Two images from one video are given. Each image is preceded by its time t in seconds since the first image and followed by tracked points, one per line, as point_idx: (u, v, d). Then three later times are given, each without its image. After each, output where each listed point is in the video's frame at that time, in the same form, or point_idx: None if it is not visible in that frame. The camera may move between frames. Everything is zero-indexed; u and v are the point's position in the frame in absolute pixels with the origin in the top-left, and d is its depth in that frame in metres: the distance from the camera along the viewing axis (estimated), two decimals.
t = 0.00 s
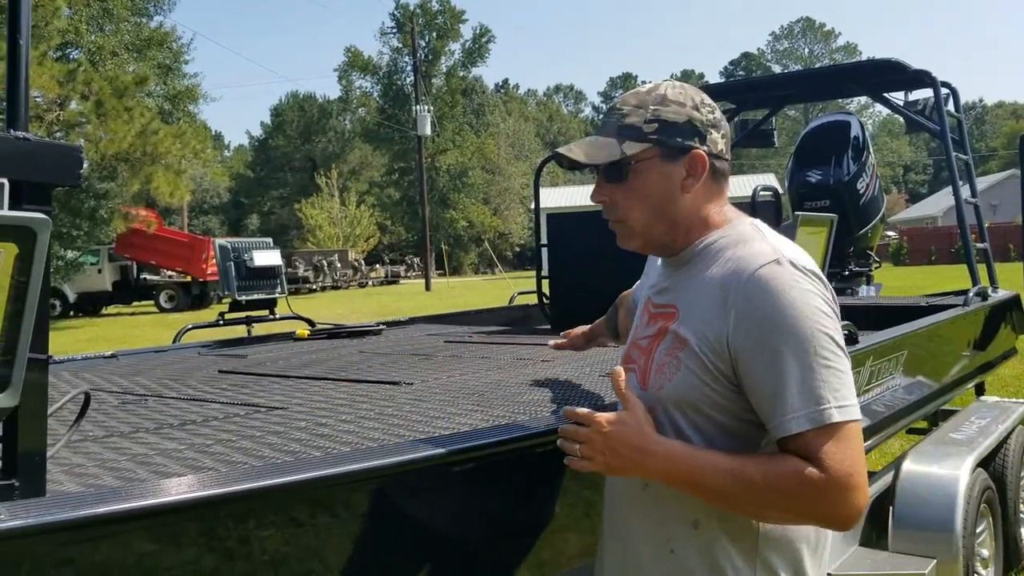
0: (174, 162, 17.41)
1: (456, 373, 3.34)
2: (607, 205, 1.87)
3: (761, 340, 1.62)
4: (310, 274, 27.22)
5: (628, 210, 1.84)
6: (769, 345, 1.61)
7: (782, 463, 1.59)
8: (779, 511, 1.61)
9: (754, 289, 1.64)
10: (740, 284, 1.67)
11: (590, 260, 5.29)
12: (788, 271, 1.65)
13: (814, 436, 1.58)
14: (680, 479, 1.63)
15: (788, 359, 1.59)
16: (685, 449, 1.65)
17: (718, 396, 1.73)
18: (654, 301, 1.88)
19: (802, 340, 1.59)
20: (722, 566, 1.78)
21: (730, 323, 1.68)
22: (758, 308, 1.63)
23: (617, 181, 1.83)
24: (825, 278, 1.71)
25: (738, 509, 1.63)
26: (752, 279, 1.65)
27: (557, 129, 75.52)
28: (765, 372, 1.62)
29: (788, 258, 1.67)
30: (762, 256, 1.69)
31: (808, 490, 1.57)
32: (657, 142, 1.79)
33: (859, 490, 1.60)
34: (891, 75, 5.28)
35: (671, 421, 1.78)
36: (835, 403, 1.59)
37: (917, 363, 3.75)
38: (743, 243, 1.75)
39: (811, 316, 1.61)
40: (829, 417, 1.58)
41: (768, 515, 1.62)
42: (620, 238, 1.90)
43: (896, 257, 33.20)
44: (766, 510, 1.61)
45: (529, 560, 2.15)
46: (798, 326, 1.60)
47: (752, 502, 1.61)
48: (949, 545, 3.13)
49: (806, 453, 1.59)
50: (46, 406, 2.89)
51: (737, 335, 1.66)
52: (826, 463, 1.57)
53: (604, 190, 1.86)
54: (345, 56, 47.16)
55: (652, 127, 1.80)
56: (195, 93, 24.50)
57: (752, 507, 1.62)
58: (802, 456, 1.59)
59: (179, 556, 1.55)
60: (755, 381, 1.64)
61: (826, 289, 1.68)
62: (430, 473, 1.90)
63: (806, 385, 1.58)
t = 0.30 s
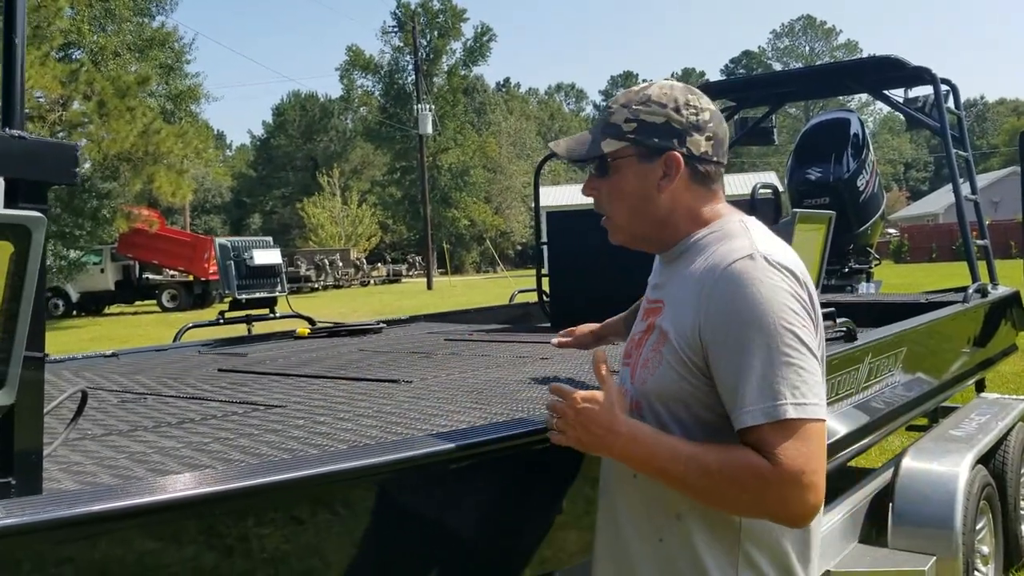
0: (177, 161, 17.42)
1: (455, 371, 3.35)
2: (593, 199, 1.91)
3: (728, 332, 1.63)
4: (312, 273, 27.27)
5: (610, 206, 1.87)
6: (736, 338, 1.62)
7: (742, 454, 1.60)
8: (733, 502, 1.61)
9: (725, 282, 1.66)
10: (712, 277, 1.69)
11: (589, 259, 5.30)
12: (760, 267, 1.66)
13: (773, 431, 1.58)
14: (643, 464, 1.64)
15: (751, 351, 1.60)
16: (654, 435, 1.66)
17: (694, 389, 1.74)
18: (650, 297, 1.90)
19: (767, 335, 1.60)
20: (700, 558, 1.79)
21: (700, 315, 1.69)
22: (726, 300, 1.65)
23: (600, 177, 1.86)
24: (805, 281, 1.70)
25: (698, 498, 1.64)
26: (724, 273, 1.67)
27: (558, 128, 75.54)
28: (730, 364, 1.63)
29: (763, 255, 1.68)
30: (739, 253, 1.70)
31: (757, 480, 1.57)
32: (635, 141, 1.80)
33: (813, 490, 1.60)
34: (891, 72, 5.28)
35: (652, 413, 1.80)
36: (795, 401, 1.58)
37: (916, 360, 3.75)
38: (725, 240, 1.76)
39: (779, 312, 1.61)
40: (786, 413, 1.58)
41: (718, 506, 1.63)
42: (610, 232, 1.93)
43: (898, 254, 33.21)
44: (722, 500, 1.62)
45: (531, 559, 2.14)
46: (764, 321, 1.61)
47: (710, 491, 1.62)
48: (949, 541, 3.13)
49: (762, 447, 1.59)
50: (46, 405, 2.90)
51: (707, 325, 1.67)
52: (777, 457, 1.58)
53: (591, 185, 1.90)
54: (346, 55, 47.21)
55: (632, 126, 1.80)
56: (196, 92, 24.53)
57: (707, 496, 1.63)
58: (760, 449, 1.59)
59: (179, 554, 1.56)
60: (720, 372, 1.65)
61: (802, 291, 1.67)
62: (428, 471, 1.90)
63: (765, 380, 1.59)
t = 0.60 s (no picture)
0: (180, 160, 17.43)
1: (457, 369, 3.35)
2: (622, 185, 1.87)
3: (746, 319, 1.63)
4: (315, 271, 27.29)
5: (641, 196, 1.84)
6: (753, 324, 1.62)
7: (763, 437, 1.60)
8: (758, 488, 1.61)
9: (741, 269, 1.66)
10: (726, 266, 1.69)
11: (590, 257, 5.30)
12: (776, 252, 1.66)
13: (796, 414, 1.59)
14: (662, 455, 1.63)
15: (770, 337, 1.60)
16: (669, 426, 1.64)
17: (708, 378, 1.74)
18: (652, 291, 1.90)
19: (785, 321, 1.60)
20: (717, 547, 1.79)
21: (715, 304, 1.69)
22: (743, 288, 1.64)
23: (638, 164, 1.82)
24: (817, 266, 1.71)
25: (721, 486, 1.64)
26: (739, 260, 1.67)
27: (560, 127, 75.59)
28: (747, 352, 1.63)
29: (775, 240, 1.69)
30: (750, 241, 1.70)
31: (783, 463, 1.57)
32: (680, 133, 1.80)
33: (838, 468, 1.61)
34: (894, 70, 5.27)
35: (662, 404, 1.80)
36: (814, 382, 1.59)
37: (918, 358, 3.74)
38: (734, 229, 1.77)
39: (797, 297, 1.62)
40: (808, 396, 1.58)
41: (745, 493, 1.62)
42: (624, 222, 1.90)
43: (900, 252, 33.19)
44: (745, 486, 1.62)
45: (531, 555, 2.13)
46: (782, 306, 1.61)
47: (732, 478, 1.62)
48: (951, 539, 3.13)
49: (784, 431, 1.60)
50: (47, 402, 2.90)
51: (723, 314, 1.67)
52: (803, 439, 1.58)
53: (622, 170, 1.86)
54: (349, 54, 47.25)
55: (679, 118, 1.81)
56: (199, 91, 24.57)
57: (731, 482, 1.62)
58: (781, 433, 1.59)
59: (181, 550, 1.57)
60: (738, 360, 1.65)
61: (814, 274, 1.68)
62: (429, 468, 1.90)
63: (785, 365, 1.59)
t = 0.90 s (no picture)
0: (180, 159, 17.44)
1: (456, 367, 3.35)
2: (664, 176, 1.86)
3: (802, 316, 1.67)
4: (315, 270, 27.26)
5: (685, 182, 1.85)
6: (812, 320, 1.66)
7: (824, 433, 1.64)
8: (818, 485, 1.65)
9: (795, 268, 1.69)
10: (776, 264, 1.71)
11: (590, 256, 5.30)
12: (826, 251, 1.71)
13: (853, 409, 1.64)
14: (724, 455, 1.66)
15: (826, 334, 1.64)
16: (728, 427, 1.67)
17: (752, 377, 1.76)
18: (669, 290, 1.89)
19: (843, 316, 1.65)
20: (752, 545, 1.81)
21: (767, 301, 1.71)
22: (799, 286, 1.67)
23: (680, 152, 1.85)
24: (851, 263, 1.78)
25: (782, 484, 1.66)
26: (791, 259, 1.70)
27: (561, 126, 75.57)
28: (805, 348, 1.66)
29: (821, 239, 1.74)
30: (797, 238, 1.74)
31: (849, 460, 1.62)
32: (711, 120, 1.87)
33: (893, 460, 1.66)
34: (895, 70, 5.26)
35: (700, 403, 1.79)
36: (872, 376, 1.64)
37: (917, 356, 3.74)
38: (771, 229, 1.80)
39: (849, 293, 1.67)
40: (868, 391, 1.63)
41: (797, 490, 1.66)
42: (657, 220, 1.88)
43: (901, 251, 33.18)
44: (806, 483, 1.65)
45: (528, 551, 2.15)
46: (838, 303, 1.65)
47: (792, 476, 1.65)
48: (951, 538, 3.13)
49: (842, 426, 1.64)
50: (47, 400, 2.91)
51: (778, 312, 1.70)
52: (864, 434, 1.63)
53: (662, 162, 1.86)
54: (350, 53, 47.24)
55: (707, 106, 1.88)
56: (200, 90, 24.56)
57: (794, 480, 1.66)
58: (840, 428, 1.64)
59: (182, 547, 1.57)
60: (794, 357, 1.67)
61: (855, 274, 1.74)
62: (430, 465, 1.91)
63: (846, 360, 1.63)
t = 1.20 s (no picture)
0: (181, 157, 17.45)
1: (455, 366, 3.35)
2: (692, 173, 1.80)
3: (852, 314, 1.66)
4: (315, 268, 27.25)
5: (712, 177, 1.80)
6: (860, 318, 1.66)
7: (884, 426, 1.64)
8: (882, 481, 1.64)
9: (838, 265, 1.69)
10: (818, 262, 1.70)
11: (590, 255, 5.31)
12: (857, 248, 1.73)
13: (905, 401, 1.65)
14: (800, 460, 1.61)
15: (877, 331, 1.65)
16: (791, 431, 1.61)
17: (796, 379, 1.72)
18: (686, 293, 1.82)
19: (886, 311, 1.67)
20: (794, 548, 1.74)
21: (813, 301, 1.69)
22: (846, 284, 1.67)
23: (707, 146, 1.80)
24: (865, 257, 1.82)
25: (846, 484, 1.64)
26: (836, 256, 1.69)
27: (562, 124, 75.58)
28: (857, 345, 1.65)
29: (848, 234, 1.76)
30: (829, 235, 1.75)
31: (913, 452, 1.63)
32: (731, 115, 1.84)
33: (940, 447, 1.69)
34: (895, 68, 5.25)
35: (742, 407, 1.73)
36: (915, 367, 1.67)
37: (917, 356, 3.74)
38: (795, 227, 1.78)
39: (885, 289, 1.69)
40: (917, 381, 1.66)
41: (859, 489, 1.65)
42: (683, 220, 1.80)
43: (902, 250, 33.21)
44: (871, 480, 1.64)
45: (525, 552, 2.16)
46: (880, 298, 1.67)
47: (860, 473, 1.62)
48: (949, 537, 3.14)
49: (900, 418, 1.65)
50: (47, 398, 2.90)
51: (827, 310, 1.68)
52: (920, 424, 1.64)
53: (688, 158, 1.81)
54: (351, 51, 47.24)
55: (727, 100, 1.85)
56: (200, 88, 24.56)
57: (864, 477, 1.63)
58: (895, 421, 1.65)
59: (182, 546, 1.57)
60: (845, 355, 1.66)
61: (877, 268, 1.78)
62: (428, 463, 1.91)
63: (896, 355, 1.65)
